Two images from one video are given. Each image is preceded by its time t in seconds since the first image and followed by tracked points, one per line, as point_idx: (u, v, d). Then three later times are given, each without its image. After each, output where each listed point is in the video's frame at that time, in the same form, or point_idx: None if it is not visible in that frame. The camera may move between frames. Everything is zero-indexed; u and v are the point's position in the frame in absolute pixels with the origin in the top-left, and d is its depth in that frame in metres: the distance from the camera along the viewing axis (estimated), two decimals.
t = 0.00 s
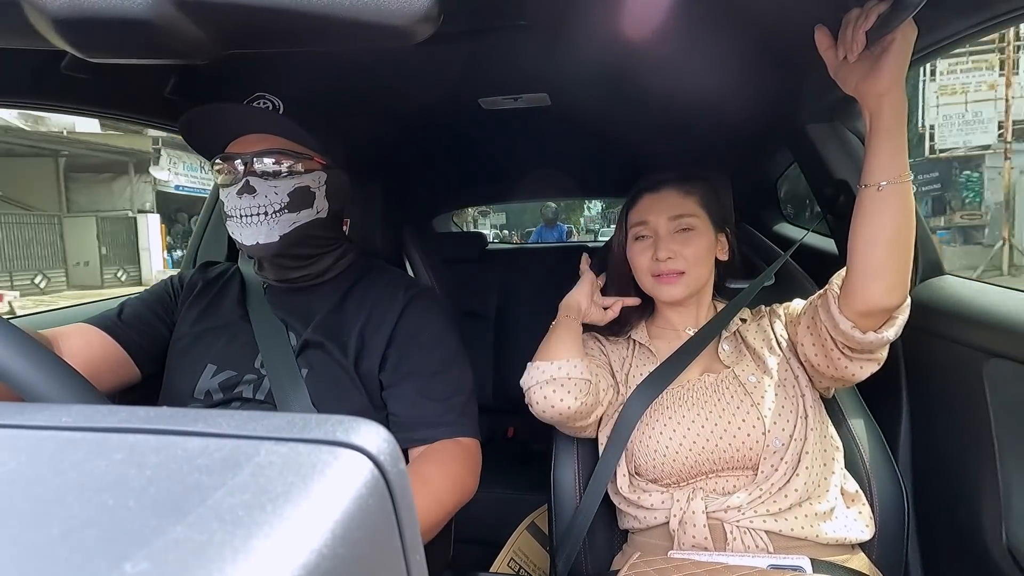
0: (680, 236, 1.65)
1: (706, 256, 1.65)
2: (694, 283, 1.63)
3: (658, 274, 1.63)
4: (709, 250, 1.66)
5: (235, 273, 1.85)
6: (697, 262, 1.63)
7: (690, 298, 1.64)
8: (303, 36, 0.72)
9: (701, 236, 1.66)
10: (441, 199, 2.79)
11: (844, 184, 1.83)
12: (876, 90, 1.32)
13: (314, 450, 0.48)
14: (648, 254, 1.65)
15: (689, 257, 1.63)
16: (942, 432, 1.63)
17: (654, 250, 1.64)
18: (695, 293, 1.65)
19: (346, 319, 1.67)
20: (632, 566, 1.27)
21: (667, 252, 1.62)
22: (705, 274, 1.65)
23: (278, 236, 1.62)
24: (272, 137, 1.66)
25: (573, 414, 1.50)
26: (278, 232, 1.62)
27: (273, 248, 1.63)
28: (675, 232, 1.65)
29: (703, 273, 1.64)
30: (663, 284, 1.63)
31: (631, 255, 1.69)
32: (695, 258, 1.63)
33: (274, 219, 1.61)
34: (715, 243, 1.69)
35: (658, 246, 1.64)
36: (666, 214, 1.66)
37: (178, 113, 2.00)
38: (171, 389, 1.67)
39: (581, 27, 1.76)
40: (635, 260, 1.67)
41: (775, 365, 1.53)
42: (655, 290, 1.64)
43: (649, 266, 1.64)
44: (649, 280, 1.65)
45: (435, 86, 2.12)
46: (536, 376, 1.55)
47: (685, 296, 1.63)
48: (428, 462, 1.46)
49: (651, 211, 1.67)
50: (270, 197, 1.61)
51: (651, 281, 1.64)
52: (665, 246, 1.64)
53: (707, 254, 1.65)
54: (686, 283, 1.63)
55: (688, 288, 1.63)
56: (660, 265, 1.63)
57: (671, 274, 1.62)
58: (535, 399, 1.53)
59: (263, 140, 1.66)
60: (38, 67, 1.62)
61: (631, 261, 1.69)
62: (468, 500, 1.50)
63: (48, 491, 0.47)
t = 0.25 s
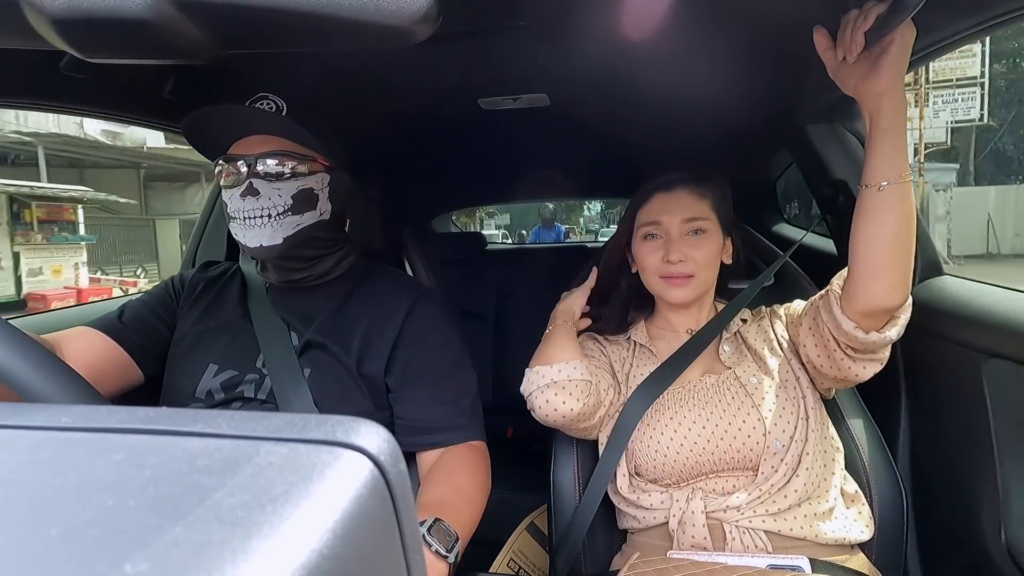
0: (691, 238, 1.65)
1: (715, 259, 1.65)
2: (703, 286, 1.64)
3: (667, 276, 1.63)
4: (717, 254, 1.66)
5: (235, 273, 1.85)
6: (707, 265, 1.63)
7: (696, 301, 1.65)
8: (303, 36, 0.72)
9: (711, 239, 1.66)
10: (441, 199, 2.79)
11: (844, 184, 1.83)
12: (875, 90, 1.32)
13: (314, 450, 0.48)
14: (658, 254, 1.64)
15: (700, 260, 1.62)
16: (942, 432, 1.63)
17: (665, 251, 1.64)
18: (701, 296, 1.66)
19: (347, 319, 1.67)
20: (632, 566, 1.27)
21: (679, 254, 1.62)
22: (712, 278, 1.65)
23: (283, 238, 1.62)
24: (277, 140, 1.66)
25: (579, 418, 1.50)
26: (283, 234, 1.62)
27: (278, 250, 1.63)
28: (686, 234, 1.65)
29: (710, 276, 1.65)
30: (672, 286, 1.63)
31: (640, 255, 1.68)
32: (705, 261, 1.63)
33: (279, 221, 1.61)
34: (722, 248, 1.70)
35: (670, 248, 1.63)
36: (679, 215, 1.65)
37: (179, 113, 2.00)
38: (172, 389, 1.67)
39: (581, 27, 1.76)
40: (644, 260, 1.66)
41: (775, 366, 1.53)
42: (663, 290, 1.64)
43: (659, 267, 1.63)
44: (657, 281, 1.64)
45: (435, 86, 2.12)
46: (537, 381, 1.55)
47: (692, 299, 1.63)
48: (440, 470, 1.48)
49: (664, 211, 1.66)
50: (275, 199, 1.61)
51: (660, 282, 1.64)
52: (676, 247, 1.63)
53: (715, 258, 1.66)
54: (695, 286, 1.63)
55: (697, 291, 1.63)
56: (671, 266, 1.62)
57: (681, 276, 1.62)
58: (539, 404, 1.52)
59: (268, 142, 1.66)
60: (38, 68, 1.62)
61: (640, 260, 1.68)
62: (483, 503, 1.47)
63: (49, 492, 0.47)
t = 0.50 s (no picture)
0: (694, 236, 1.65)
1: (717, 258, 1.65)
2: (706, 284, 1.64)
3: (670, 273, 1.63)
4: (719, 253, 1.67)
5: (236, 270, 1.85)
6: (709, 263, 1.63)
7: (698, 298, 1.65)
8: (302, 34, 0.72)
9: (714, 238, 1.66)
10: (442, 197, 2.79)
11: (844, 183, 1.83)
12: (874, 88, 1.32)
13: (311, 449, 0.48)
14: (661, 252, 1.64)
15: (703, 258, 1.62)
16: (941, 431, 1.63)
17: (668, 249, 1.63)
18: (703, 294, 1.66)
19: (347, 317, 1.67)
20: (630, 564, 1.28)
21: (683, 252, 1.62)
22: (714, 276, 1.66)
23: (283, 234, 1.62)
24: (277, 136, 1.66)
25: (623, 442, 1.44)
26: (282, 230, 1.61)
27: (278, 246, 1.63)
28: (689, 232, 1.65)
29: (712, 274, 1.65)
30: (674, 283, 1.63)
31: (643, 253, 1.68)
32: (708, 260, 1.63)
33: (279, 217, 1.61)
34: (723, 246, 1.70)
35: (673, 246, 1.63)
36: (683, 213, 1.65)
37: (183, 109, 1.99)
38: (172, 386, 1.67)
39: (581, 25, 1.76)
40: (647, 258, 1.66)
41: (774, 364, 1.53)
42: (665, 288, 1.63)
43: (662, 264, 1.63)
44: (660, 278, 1.64)
45: (434, 84, 2.12)
46: (564, 412, 1.48)
47: (695, 296, 1.63)
48: (442, 472, 1.48)
49: (668, 209, 1.66)
50: (276, 195, 1.61)
51: (662, 279, 1.64)
52: (679, 245, 1.63)
53: (718, 256, 1.66)
54: (698, 284, 1.63)
55: (700, 289, 1.63)
56: (675, 264, 1.62)
57: (684, 274, 1.62)
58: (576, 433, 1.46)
59: (269, 138, 1.66)
60: (37, 65, 1.61)
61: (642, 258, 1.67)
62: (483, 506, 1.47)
63: (47, 489, 0.47)
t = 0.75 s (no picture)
0: (696, 235, 1.64)
1: (719, 256, 1.65)
2: (707, 282, 1.64)
3: (671, 271, 1.62)
4: (721, 252, 1.67)
5: (236, 269, 1.85)
6: (711, 261, 1.63)
7: (700, 296, 1.65)
8: (303, 32, 0.72)
9: (716, 236, 1.66)
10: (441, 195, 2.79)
11: (843, 181, 1.83)
12: (874, 86, 1.32)
13: (313, 446, 0.48)
14: (663, 251, 1.64)
15: (705, 256, 1.62)
16: (940, 428, 1.63)
17: (670, 248, 1.63)
18: (704, 292, 1.66)
19: (347, 314, 1.67)
20: (629, 561, 1.28)
21: (685, 251, 1.61)
22: (716, 274, 1.65)
23: (283, 232, 1.62)
24: (276, 133, 1.65)
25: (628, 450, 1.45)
26: (280, 228, 1.62)
27: (277, 243, 1.64)
28: (692, 230, 1.65)
29: (714, 272, 1.65)
30: (676, 281, 1.63)
31: (645, 252, 1.68)
32: (710, 258, 1.63)
33: (278, 215, 1.61)
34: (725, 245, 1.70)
35: (675, 244, 1.63)
36: (685, 211, 1.65)
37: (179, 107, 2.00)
38: (172, 384, 1.67)
39: (581, 22, 1.76)
40: (649, 258, 1.66)
41: (774, 363, 1.53)
42: (666, 286, 1.63)
43: (664, 262, 1.63)
44: (661, 277, 1.64)
45: (434, 81, 2.12)
46: (569, 421, 1.46)
47: (696, 294, 1.63)
48: (440, 469, 1.48)
49: (670, 208, 1.66)
50: (274, 192, 1.61)
51: (664, 278, 1.63)
52: (681, 244, 1.63)
53: (720, 255, 1.66)
54: (700, 282, 1.62)
55: (701, 286, 1.63)
56: (676, 262, 1.62)
57: (686, 272, 1.62)
58: (581, 442, 1.45)
59: (266, 135, 1.65)
60: (37, 63, 1.61)
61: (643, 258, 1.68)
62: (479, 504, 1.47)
63: (49, 486, 0.47)
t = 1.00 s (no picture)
0: (697, 237, 1.64)
1: (719, 258, 1.65)
2: (707, 284, 1.64)
3: (672, 274, 1.62)
4: (722, 254, 1.67)
5: (236, 269, 1.85)
6: (711, 263, 1.63)
7: (700, 298, 1.65)
8: (302, 31, 0.72)
9: (716, 238, 1.66)
10: (441, 195, 2.79)
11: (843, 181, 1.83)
12: (875, 87, 1.32)
13: (313, 447, 0.48)
14: (664, 254, 1.63)
15: (705, 258, 1.62)
16: (940, 429, 1.63)
17: (671, 250, 1.63)
18: (704, 294, 1.66)
19: (347, 315, 1.67)
20: (630, 562, 1.28)
21: (686, 253, 1.61)
22: (716, 276, 1.66)
23: (283, 232, 1.62)
24: (276, 133, 1.65)
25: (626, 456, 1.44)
26: (281, 228, 1.62)
27: (277, 243, 1.64)
28: (692, 233, 1.65)
29: (715, 275, 1.65)
30: (676, 284, 1.63)
31: (645, 255, 1.67)
32: (710, 260, 1.63)
33: (278, 215, 1.61)
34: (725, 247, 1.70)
35: (676, 247, 1.63)
36: (686, 214, 1.65)
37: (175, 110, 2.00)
38: (172, 384, 1.67)
39: (581, 22, 1.76)
40: (649, 261, 1.66)
41: (774, 364, 1.53)
42: (666, 288, 1.63)
43: (665, 265, 1.63)
44: (661, 279, 1.64)
45: (433, 82, 2.12)
46: (567, 426, 1.46)
47: (697, 296, 1.63)
48: (439, 469, 1.48)
49: (671, 210, 1.66)
50: (274, 193, 1.61)
51: (664, 280, 1.63)
52: (682, 246, 1.63)
53: (719, 257, 1.66)
54: (700, 284, 1.63)
55: (701, 289, 1.63)
56: (677, 265, 1.61)
57: (687, 274, 1.62)
58: (579, 447, 1.45)
59: (265, 136, 1.65)
60: (37, 63, 1.61)
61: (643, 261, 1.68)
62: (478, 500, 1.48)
63: (48, 487, 0.47)
